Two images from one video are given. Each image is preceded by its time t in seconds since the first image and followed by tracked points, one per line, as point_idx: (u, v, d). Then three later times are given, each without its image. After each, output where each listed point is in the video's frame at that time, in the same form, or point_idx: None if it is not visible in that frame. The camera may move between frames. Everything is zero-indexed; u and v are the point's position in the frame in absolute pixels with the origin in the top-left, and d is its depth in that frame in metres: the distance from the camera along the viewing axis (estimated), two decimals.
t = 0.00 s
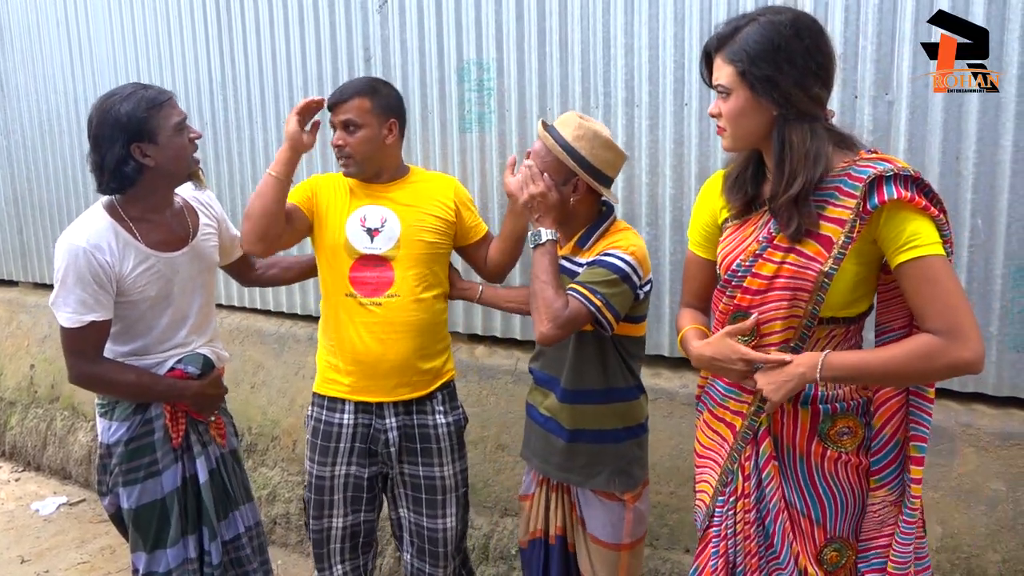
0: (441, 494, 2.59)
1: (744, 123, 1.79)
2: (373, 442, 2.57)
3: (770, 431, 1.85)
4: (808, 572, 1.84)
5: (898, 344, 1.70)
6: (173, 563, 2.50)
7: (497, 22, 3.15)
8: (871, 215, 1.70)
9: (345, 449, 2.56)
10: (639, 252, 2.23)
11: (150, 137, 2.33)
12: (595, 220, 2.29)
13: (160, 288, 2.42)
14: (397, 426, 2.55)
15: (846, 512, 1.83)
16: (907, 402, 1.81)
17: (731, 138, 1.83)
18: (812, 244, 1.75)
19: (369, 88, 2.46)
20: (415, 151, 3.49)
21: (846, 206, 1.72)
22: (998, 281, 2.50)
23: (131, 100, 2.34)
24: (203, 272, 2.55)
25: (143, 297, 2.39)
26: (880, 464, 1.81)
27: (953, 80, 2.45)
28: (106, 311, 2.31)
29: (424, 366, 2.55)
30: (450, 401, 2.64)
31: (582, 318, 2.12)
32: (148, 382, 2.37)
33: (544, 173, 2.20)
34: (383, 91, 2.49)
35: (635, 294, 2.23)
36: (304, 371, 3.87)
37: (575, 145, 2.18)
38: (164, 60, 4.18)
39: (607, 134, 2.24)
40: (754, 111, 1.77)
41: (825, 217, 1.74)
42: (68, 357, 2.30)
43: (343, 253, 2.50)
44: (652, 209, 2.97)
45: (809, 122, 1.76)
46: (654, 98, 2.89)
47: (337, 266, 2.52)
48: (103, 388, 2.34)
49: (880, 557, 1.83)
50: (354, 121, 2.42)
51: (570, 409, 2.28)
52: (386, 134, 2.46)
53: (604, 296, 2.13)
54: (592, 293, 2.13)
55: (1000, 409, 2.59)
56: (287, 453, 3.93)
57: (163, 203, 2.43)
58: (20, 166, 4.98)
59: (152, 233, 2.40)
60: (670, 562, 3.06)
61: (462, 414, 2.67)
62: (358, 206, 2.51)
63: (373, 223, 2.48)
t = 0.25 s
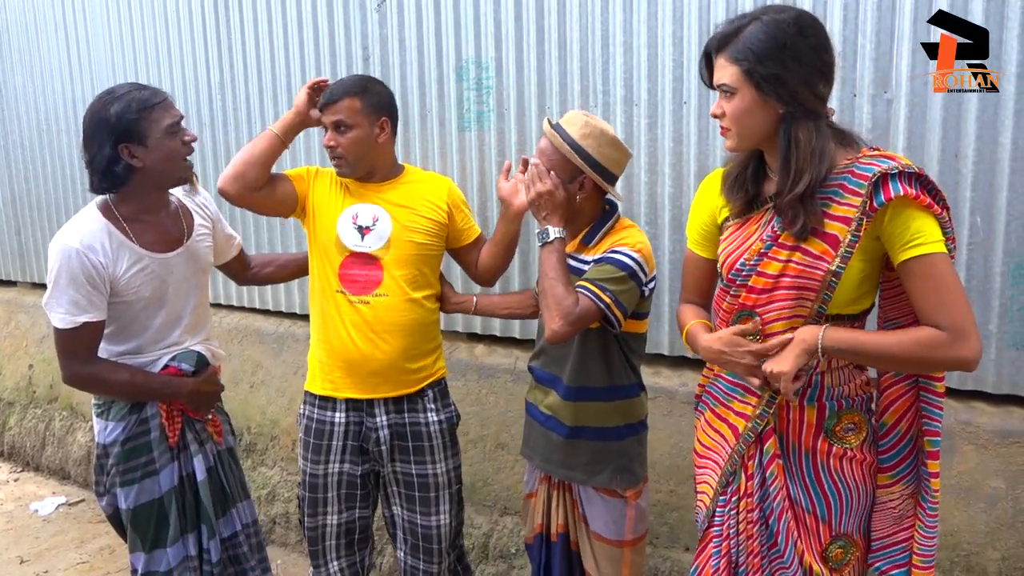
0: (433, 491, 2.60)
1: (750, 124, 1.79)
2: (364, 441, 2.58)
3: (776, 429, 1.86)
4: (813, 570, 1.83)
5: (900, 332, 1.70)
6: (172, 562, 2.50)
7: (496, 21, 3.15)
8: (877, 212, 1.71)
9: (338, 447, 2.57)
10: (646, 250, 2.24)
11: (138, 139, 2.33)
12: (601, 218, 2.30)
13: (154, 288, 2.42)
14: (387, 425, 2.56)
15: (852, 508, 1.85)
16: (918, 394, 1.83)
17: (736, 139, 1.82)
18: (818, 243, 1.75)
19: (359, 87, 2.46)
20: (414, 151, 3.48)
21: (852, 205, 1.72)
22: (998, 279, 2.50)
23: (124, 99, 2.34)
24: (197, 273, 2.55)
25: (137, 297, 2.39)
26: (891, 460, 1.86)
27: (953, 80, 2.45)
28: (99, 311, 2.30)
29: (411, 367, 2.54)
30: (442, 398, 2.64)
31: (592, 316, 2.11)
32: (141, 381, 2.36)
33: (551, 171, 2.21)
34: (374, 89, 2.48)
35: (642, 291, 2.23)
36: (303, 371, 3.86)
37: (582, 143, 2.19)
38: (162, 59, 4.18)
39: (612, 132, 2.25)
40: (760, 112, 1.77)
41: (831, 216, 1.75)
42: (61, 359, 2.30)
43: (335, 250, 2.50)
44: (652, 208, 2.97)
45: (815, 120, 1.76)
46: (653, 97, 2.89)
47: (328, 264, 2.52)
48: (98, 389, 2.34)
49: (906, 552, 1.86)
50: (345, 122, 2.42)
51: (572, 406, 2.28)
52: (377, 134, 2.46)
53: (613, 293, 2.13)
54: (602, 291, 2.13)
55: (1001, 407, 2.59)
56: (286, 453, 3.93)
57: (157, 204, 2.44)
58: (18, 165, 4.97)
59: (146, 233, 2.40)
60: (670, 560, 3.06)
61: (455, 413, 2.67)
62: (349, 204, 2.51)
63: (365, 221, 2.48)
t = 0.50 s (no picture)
0: (426, 492, 2.60)
1: (763, 121, 1.76)
2: (355, 441, 2.59)
3: (780, 429, 1.86)
4: (817, 568, 1.83)
5: (901, 331, 1.71)
6: (170, 564, 2.50)
7: (496, 21, 3.15)
8: (878, 212, 1.71)
9: (330, 446, 2.58)
10: (636, 248, 2.25)
11: (142, 141, 2.33)
12: (592, 217, 2.31)
13: (150, 290, 2.42)
14: (378, 425, 2.56)
15: (857, 506, 1.85)
16: (925, 389, 1.86)
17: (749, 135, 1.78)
18: (819, 244, 1.75)
19: (356, 88, 2.45)
20: (413, 150, 3.48)
21: (852, 206, 1.72)
22: (997, 279, 2.50)
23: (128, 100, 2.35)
24: (194, 274, 2.55)
25: (133, 299, 2.39)
26: (899, 458, 1.89)
27: (953, 79, 2.45)
28: (95, 314, 2.30)
29: (403, 368, 2.54)
30: (434, 399, 2.63)
31: (582, 314, 2.14)
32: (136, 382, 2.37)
33: (543, 170, 2.21)
34: (370, 90, 2.47)
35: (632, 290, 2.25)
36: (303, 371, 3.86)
37: (574, 143, 2.20)
38: (162, 60, 4.17)
39: (604, 131, 2.25)
40: (776, 108, 1.75)
41: (834, 217, 1.74)
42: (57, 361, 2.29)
43: (328, 250, 2.51)
44: (652, 208, 2.97)
45: (824, 117, 1.78)
46: (652, 97, 2.89)
47: (320, 264, 2.53)
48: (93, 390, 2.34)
49: (919, 545, 1.92)
50: (343, 123, 2.41)
51: (561, 403, 2.29)
52: (374, 134, 2.46)
53: (603, 291, 2.15)
54: (592, 288, 2.15)
55: (1000, 407, 2.59)
56: (286, 453, 3.92)
57: (152, 205, 2.43)
58: (17, 166, 4.97)
59: (142, 235, 2.39)
60: (670, 560, 3.06)
61: (447, 413, 2.66)
62: (343, 204, 2.51)
63: (358, 222, 2.48)
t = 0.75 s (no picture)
0: (421, 493, 2.60)
1: (772, 126, 1.75)
2: (350, 441, 2.59)
3: (783, 429, 1.86)
4: (820, 568, 1.83)
5: (905, 330, 1.71)
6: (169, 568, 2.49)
7: (496, 23, 3.15)
8: (882, 214, 1.71)
9: (326, 446, 2.58)
10: (629, 246, 2.27)
11: (135, 143, 2.32)
12: (587, 216, 2.32)
13: (152, 292, 2.42)
14: (372, 426, 2.56)
15: (858, 503, 1.86)
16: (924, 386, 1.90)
17: (762, 142, 1.77)
18: (823, 248, 1.75)
19: (354, 91, 2.44)
20: (414, 152, 3.48)
21: (855, 209, 1.73)
22: (998, 280, 2.50)
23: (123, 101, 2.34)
24: (195, 276, 2.55)
25: (137, 301, 2.39)
26: (895, 457, 1.90)
27: (953, 80, 2.45)
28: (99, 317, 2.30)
29: (396, 368, 2.54)
30: (429, 400, 2.63)
31: (576, 311, 2.15)
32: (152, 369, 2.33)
33: (538, 169, 2.23)
34: (368, 93, 2.47)
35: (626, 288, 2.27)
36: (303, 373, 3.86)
37: (569, 142, 2.21)
38: (162, 61, 4.18)
39: (599, 131, 2.27)
40: (787, 111, 1.75)
41: (837, 221, 1.74)
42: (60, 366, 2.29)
43: (323, 249, 2.51)
44: (652, 209, 2.97)
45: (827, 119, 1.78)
46: (653, 98, 2.89)
47: (315, 264, 2.53)
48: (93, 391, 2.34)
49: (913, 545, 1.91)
50: (343, 126, 2.41)
51: (556, 401, 2.30)
52: (374, 137, 2.46)
53: (598, 289, 2.17)
54: (586, 286, 2.16)
55: (1001, 408, 2.59)
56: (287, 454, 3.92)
57: (152, 207, 2.43)
58: (18, 167, 4.97)
59: (143, 237, 2.39)
60: (671, 562, 3.06)
61: (442, 414, 2.66)
62: (340, 204, 2.52)
63: (354, 222, 2.49)
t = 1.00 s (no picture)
0: (419, 494, 2.59)
1: (783, 128, 1.75)
2: (350, 441, 2.59)
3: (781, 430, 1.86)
4: (820, 567, 1.83)
5: (898, 325, 1.70)
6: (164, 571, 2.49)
7: (496, 24, 3.15)
8: (876, 213, 1.71)
9: (325, 447, 2.57)
10: (626, 247, 2.28)
11: (131, 153, 2.31)
12: (584, 217, 2.32)
13: (151, 294, 2.42)
14: (371, 426, 2.56)
15: (856, 502, 1.86)
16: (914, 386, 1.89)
17: (772, 144, 1.76)
18: (820, 248, 1.75)
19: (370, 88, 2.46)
20: (414, 152, 3.48)
21: (851, 208, 1.72)
22: (997, 281, 2.50)
23: (136, 110, 2.33)
24: (193, 279, 2.54)
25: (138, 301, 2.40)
26: (890, 455, 1.89)
27: (953, 80, 2.45)
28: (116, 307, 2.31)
29: (400, 368, 2.56)
30: (428, 400, 2.63)
31: (573, 310, 2.15)
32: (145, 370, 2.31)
33: (536, 169, 2.24)
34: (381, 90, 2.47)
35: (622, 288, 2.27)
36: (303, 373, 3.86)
37: (568, 143, 2.21)
38: (162, 62, 4.17)
39: (596, 132, 2.27)
40: (797, 113, 1.75)
41: (834, 221, 1.74)
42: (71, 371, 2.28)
43: (324, 252, 2.50)
44: (652, 210, 2.97)
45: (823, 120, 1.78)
46: (653, 99, 2.89)
47: (315, 266, 2.52)
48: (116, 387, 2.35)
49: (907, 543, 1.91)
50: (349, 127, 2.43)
51: (552, 400, 2.30)
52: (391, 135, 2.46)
53: (594, 288, 2.17)
54: (583, 285, 2.16)
55: (1000, 409, 2.59)
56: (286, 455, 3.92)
57: (149, 213, 2.41)
58: (17, 168, 4.97)
59: (142, 239, 2.39)
60: (670, 563, 3.05)
61: (441, 414, 2.66)
62: (340, 206, 2.51)
63: (356, 224, 2.49)
